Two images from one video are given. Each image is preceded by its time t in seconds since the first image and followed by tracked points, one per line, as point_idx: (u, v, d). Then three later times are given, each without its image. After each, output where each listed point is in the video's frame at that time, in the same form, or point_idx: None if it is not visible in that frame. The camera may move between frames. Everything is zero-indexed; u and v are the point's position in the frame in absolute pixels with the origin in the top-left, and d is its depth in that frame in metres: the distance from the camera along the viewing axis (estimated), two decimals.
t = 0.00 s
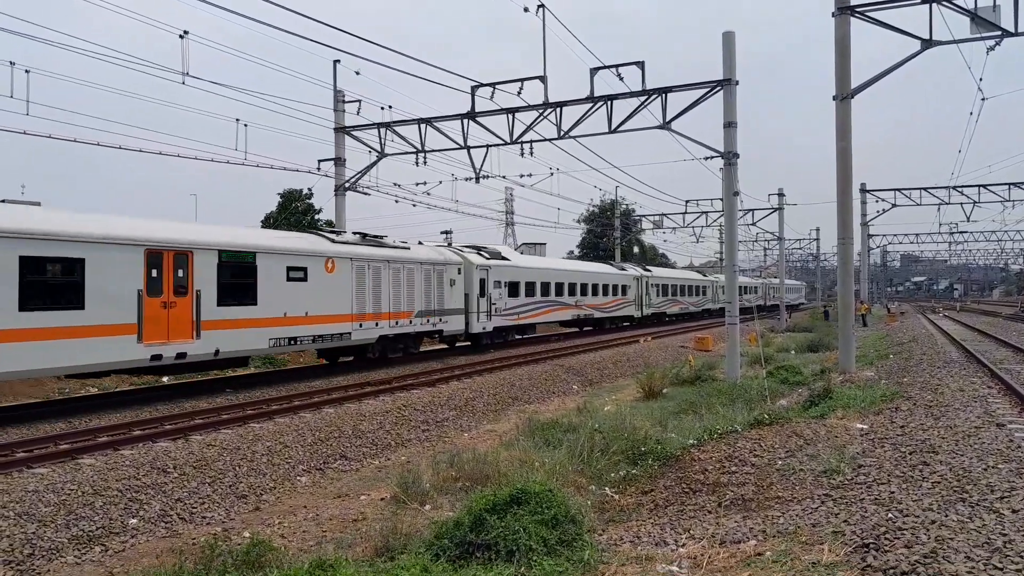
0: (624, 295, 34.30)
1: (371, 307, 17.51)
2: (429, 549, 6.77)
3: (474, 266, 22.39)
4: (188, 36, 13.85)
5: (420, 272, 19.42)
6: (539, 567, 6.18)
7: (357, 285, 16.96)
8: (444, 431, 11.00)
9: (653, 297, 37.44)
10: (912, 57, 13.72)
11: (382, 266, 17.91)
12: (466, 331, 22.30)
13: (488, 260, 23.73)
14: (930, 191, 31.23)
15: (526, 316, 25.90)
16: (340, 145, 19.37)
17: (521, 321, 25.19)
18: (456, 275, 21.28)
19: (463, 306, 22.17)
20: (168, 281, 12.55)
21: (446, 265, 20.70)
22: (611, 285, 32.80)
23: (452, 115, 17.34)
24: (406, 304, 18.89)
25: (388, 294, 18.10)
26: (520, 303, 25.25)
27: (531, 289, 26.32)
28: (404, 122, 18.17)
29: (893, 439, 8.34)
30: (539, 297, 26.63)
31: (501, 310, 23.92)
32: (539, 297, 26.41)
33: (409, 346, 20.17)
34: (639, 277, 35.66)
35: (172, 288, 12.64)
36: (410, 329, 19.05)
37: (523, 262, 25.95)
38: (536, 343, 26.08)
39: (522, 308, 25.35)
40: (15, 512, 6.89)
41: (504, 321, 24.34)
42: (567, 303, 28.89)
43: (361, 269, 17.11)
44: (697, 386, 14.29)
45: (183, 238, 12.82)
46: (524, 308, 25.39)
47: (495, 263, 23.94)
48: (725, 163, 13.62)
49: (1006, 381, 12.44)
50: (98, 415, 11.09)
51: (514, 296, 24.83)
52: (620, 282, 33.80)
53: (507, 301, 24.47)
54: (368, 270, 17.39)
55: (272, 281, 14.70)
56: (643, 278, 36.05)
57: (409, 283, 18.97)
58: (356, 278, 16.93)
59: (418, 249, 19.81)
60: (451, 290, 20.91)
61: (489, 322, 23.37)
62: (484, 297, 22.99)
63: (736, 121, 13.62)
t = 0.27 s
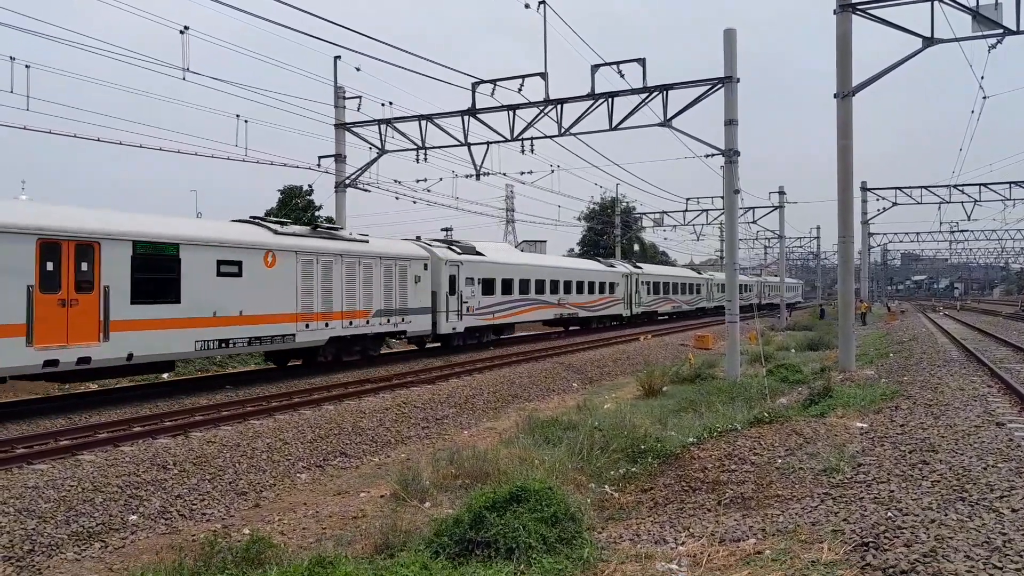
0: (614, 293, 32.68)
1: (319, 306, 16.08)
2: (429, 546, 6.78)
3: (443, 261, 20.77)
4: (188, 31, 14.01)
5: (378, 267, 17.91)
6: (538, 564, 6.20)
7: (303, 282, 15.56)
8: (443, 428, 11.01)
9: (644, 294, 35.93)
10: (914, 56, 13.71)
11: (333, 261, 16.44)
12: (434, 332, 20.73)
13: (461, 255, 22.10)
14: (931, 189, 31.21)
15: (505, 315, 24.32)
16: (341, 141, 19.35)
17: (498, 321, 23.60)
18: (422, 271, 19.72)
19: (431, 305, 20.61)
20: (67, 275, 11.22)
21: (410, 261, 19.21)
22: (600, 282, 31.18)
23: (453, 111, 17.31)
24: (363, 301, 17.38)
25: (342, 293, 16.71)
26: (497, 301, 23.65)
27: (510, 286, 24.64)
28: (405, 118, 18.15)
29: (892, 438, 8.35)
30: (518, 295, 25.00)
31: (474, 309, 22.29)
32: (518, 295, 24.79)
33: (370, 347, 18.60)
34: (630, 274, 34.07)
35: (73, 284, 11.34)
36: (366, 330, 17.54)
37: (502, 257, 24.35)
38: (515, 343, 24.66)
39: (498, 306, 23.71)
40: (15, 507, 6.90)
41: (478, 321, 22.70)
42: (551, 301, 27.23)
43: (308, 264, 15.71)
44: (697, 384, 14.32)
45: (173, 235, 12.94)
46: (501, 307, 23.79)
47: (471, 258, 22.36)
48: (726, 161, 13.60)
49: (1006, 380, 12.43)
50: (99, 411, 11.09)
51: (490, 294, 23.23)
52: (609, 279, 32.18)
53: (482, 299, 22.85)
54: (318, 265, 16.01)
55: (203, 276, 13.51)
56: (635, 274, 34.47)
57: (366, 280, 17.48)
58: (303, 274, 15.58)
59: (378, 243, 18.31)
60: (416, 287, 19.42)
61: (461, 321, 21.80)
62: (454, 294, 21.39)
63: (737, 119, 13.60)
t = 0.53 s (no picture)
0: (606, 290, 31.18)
1: (260, 305, 14.61)
2: (433, 541, 6.80)
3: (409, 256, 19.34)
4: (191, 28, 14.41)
5: (331, 263, 16.41)
6: (542, 560, 6.22)
7: (241, 280, 14.09)
8: (447, 424, 11.02)
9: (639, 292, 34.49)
10: (919, 53, 13.67)
11: (277, 255, 14.94)
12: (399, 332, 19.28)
13: (431, 249, 20.63)
14: (937, 188, 31.12)
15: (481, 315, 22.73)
16: (345, 138, 19.36)
17: (473, 320, 22.16)
18: (385, 266, 18.28)
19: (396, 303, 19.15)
20: None
21: (371, 255, 17.73)
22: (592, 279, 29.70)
23: (457, 109, 17.31)
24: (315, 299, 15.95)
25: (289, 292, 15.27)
26: (472, 299, 22.20)
27: (488, 283, 23.16)
28: (409, 115, 18.16)
29: (897, 435, 8.34)
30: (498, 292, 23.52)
31: (445, 308, 20.84)
32: (497, 293, 23.33)
33: (325, 350, 17.14)
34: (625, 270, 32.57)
35: None
36: (316, 331, 16.10)
37: (480, 252, 22.88)
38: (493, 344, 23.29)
39: (473, 304, 22.25)
40: (21, 502, 6.93)
41: (450, 321, 21.24)
42: (536, 299, 25.75)
43: (247, 258, 14.21)
44: (701, 381, 14.32)
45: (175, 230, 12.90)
46: (477, 305, 22.34)
47: (444, 252, 20.95)
48: (731, 158, 13.59)
49: (1011, 378, 12.41)
50: (105, 407, 11.13)
51: (464, 291, 21.77)
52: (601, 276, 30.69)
53: (456, 297, 21.41)
54: (259, 259, 14.51)
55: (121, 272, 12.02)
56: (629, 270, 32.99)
57: (316, 276, 15.99)
58: (240, 270, 14.07)
59: (335, 235, 16.92)
60: (378, 283, 18.00)
61: (431, 321, 20.35)
62: (422, 291, 19.91)
63: (742, 116, 13.58)
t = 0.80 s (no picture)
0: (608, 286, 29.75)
1: (204, 303, 13.21)
2: (452, 537, 6.81)
3: (384, 249, 17.80)
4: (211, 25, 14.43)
5: (289, 257, 14.94)
6: (560, 557, 6.20)
7: (180, 273, 12.70)
8: (465, 421, 11.03)
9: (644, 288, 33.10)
10: (943, 46, 13.48)
11: (226, 248, 13.53)
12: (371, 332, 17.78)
13: (411, 242, 19.11)
14: (959, 182, 30.72)
15: (467, 312, 21.28)
16: (363, 134, 19.41)
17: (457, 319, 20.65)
18: (354, 261, 16.78)
19: (369, 300, 17.67)
20: None
21: (338, 249, 16.25)
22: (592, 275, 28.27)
23: (475, 104, 17.29)
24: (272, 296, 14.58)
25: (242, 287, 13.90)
26: (457, 296, 20.69)
27: (474, 279, 21.66)
28: (426, 111, 18.16)
29: (919, 434, 8.25)
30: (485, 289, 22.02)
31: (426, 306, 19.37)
32: (485, 290, 21.85)
33: (286, 352, 15.75)
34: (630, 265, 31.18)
35: None
36: (274, 332, 14.73)
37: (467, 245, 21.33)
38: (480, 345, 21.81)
39: (457, 302, 20.73)
40: (46, 495, 7.02)
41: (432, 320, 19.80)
42: (529, 296, 24.28)
43: (264, 255, 14.34)
44: (720, 378, 14.24)
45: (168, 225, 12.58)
46: (462, 303, 20.84)
47: (426, 245, 19.42)
48: (750, 153, 13.48)
49: None
50: (126, 401, 11.24)
51: (448, 287, 20.28)
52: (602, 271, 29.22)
53: (438, 294, 19.89)
54: (243, 254, 13.91)
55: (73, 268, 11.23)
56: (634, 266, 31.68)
57: (273, 272, 14.54)
58: (179, 262, 12.69)
59: (298, 226, 15.42)
60: (347, 280, 16.54)
61: (409, 321, 18.85)
62: (398, 288, 18.41)
63: (762, 111, 13.46)
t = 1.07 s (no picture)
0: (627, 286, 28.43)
1: (149, 308, 12.24)
2: (488, 537, 6.83)
3: (367, 247, 16.54)
4: (249, 31, 14.66)
5: (253, 255, 13.92)
6: (597, 559, 6.18)
7: (207, 277, 13.08)
8: (502, 421, 11.04)
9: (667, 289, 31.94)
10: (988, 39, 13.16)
11: (176, 246, 12.63)
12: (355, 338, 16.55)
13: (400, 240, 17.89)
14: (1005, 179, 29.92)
15: (465, 315, 19.95)
16: (398, 136, 19.55)
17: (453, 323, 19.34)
18: (331, 260, 15.62)
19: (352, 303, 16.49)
20: None
21: (312, 248, 15.17)
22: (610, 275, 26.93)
23: (507, 105, 17.31)
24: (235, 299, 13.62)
25: (199, 290, 13.00)
26: (453, 299, 19.38)
27: (473, 280, 20.34)
28: (460, 112, 18.24)
29: (966, 437, 8.05)
30: (486, 290, 20.67)
31: (417, 309, 18.11)
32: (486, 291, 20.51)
33: (254, 361, 14.67)
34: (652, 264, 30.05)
35: None
36: (234, 339, 13.65)
37: (464, 244, 20.02)
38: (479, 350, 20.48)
39: (453, 305, 19.39)
40: (93, 492, 7.19)
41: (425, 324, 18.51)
42: (536, 298, 22.93)
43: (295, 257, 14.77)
44: (759, 379, 14.07)
45: (165, 226, 12.50)
46: (458, 305, 19.54)
47: (416, 244, 18.15)
48: (787, 151, 13.30)
49: None
50: (166, 401, 11.45)
51: (442, 289, 18.99)
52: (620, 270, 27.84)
53: (430, 296, 18.58)
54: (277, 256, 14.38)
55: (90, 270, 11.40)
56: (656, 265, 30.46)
57: (232, 273, 13.53)
58: (119, 265, 11.74)
59: (267, 222, 14.50)
60: (323, 281, 15.40)
61: (397, 326, 17.58)
62: (385, 290, 17.15)
63: (799, 108, 13.28)
